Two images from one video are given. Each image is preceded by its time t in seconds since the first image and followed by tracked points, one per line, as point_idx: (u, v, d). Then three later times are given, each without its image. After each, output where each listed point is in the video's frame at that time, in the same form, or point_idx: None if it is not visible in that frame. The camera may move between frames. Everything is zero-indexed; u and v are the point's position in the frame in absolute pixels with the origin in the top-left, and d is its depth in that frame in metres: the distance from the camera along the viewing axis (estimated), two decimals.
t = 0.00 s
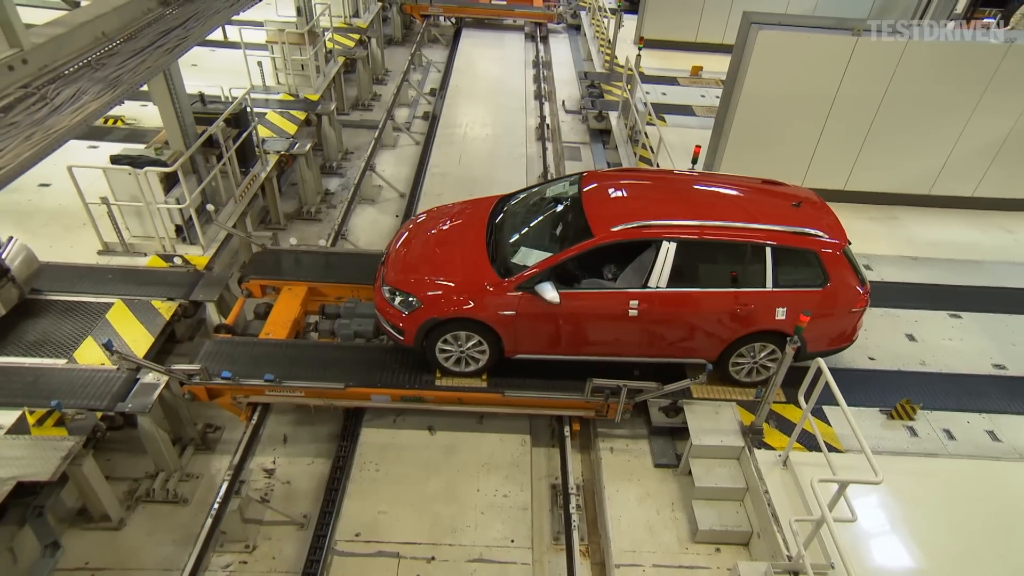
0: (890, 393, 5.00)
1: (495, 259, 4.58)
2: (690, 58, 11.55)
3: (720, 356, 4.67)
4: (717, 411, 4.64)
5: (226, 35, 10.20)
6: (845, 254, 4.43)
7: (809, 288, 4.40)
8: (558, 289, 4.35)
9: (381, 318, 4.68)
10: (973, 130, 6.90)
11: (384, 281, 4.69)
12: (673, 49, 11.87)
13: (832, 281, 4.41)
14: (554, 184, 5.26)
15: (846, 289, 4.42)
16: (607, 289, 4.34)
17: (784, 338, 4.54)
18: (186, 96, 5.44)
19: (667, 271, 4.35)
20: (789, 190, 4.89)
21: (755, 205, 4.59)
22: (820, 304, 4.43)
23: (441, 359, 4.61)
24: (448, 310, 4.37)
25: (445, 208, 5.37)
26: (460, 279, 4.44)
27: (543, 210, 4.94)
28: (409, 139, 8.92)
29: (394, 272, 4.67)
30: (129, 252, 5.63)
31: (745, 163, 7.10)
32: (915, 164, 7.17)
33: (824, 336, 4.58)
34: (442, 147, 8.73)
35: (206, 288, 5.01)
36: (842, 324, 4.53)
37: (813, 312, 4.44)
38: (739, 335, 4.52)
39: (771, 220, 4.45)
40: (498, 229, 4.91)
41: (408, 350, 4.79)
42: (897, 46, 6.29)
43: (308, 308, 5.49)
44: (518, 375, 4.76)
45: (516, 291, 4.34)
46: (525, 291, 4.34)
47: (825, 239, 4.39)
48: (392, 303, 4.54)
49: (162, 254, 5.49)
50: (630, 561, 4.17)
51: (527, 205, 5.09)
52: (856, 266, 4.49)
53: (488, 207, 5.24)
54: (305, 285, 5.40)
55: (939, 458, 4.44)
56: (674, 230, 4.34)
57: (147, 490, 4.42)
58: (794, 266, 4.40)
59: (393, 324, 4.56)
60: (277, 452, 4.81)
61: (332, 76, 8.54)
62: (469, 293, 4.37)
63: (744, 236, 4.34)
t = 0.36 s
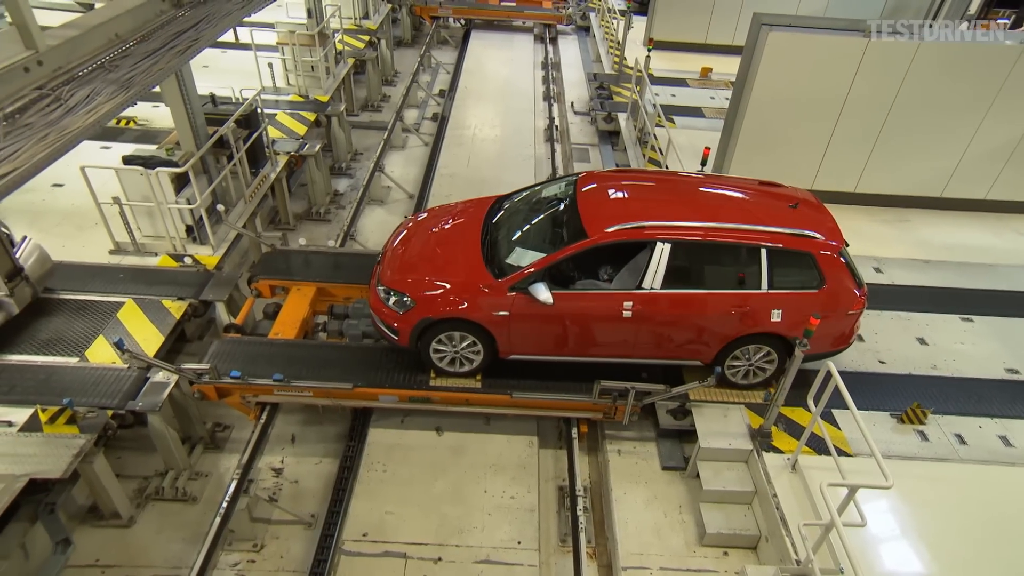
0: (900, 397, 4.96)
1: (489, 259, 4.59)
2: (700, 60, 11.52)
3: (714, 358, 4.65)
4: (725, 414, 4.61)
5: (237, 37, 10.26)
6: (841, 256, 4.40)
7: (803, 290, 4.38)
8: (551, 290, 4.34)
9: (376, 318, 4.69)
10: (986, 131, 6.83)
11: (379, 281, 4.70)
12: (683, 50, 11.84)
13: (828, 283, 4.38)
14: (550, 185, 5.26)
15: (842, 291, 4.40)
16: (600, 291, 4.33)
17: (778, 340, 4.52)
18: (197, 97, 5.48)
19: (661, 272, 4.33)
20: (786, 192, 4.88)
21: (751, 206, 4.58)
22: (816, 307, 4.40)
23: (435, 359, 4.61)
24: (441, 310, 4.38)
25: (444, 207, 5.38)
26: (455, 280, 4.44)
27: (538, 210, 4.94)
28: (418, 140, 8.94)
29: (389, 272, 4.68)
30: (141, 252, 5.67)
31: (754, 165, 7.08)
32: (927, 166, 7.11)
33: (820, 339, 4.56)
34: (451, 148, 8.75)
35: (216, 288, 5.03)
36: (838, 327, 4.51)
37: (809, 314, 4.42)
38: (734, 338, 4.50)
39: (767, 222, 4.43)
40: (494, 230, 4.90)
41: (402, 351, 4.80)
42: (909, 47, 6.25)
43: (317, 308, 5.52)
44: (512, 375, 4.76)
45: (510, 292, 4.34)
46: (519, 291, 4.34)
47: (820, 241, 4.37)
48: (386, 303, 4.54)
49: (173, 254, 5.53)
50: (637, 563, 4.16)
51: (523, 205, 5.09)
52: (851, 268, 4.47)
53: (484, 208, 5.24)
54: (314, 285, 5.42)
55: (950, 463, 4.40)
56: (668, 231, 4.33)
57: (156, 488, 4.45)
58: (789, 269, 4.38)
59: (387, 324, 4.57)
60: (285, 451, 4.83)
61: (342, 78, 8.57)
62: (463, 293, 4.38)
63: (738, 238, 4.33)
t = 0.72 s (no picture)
0: (907, 401, 4.93)
1: (480, 257, 4.58)
2: (708, 60, 11.48)
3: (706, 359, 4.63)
4: (730, 416, 4.60)
5: (246, 34, 10.29)
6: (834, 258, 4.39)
7: (796, 291, 4.36)
8: (541, 289, 4.34)
9: (367, 315, 4.69)
10: (996, 134, 6.78)
11: (371, 279, 4.70)
12: (691, 51, 11.80)
13: (821, 285, 4.36)
14: (543, 184, 5.25)
15: (835, 293, 4.38)
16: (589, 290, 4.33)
17: (769, 341, 4.51)
18: (206, 94, 5.50)
19: (652, 273, 4.32)
20: (781, 192, 4.86)
21: (745, 207, 4.56)
22: (809, 308, 4.38)
23: (426, 357, 4.61)
24: (432, 308, 4.38)
25: (439, 205, 5.38)
26: (446, 277, 4.44)
27: (531, 209, 4.93)
28: (424, 138, 8.94)
29: (382, 270, 4.68)
30: (148, 248, 5.71)
31: (762, 167, 7.05)
32: (936, 168, 7.07)
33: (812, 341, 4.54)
34: (458, 147, 8.75)
35: (222, 285, 5.02)
36: (831, 329, 4.49)
37: (801, 316, 4.40)
38: (726, 339, 4.48)
39: (760, 223, 4.42)
40: (486, 228, 4.90)
41: (394, 348, 4.80)
42: (919, 50, 6.21)
43: (322, 306, 5.52)
44: (504, 374, 4.76)
45: (501, 290, 4.34)
46: (510, 290, 4.34)
47: (813, 242, 4.35)
48: (378, 300, 4.54)
49: (180, 250, 5.55)
50: (640, 564, 4.16)
51: (516, 204, 5.08)
52: (844, 270, 4.45)
53: (478, 206, 5.24)
54: (319, 283, 5.42)
55: (957, 468, 4.38)
56: (660, 231, 4.33)
57: (162, 483, 4.46)
58: (782, 270, 4.37)
59: (379, 322, 4.57)
60: (289, 448, 4.85)
61: (349, 76, 8.58)
62: (454, 292, 4.37)
63: (730, 239, 4.31)
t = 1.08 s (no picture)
0: (914, 405, 4.90)
1: (472, 256, 4.58)
2: (716, 61, 11.44)
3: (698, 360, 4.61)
4: (736, 418, 4.59)
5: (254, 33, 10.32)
6: (828, 260, 4.37)
7: (789, 293, 4.35)
8: (532, 288, 4.33)
9: (360, 313, 4.69)
10: (1007, 137, 6.73)
11: (363, 277, 4.69)
12: (699, 51, 11.78)
13: (814, 287, 4.35)
14: (537, 183, 5.24)
15: (828, 294, 4.37)
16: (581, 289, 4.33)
17: (762, 342, 4.50)
18: (214, 93, 5.51)
19: (644, 272, 4.31)
20: (775, 193, 4.85)
21: (739, 207, 4.56)
22: (802, 310, 4.37)
23: (418, 355, 4.61)
24: (423, 306, 4.38)
25: (434, 204, 5.37)
26: (438, 276, 4.44)
27: (524, 209, 4.92)
28: (431, 138, 8.94)
29: (374, 268, 4.67)
30: (156, 245, 5.71)
31: (769, 168, 7.03)
32: (945, 171, 7.02)
33: (804, 342, 4.52)
34: (465, 147, 8.76)
35: (230, 283, 5.06)
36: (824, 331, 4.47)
37: (794, 317, 4.39)
38: (718, 339, 4.47)
39: (753, 223, 4.41)
40: (479, 227, 4.89)
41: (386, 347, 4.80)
42: (929, 52, 6.19)
43: (328, 305, 5.54)
44: (496, 373, 4.76)
45: (493, 289, 4.34)
46: (501, 289, 4.34)
47: (807, 244, 4.33)
48: (370, 298, 4.54)
49: (187, 248, 5.55)
50: (644, 566, 4.15)
51: (510, 203, 5.08)
52: (838, 272, 4.43)
53: (472, 205, 5.23)
54: (326, 281, 5.42)
55: (965, 473, 4.35)
56: (652, 231, 4.31)
57: (167, 480, 4.49)
58: (775, 271, 4.35)
59: (371, 320, 4.56)
60: (295, 446, 4.86)
61: (357, 75, 8.59)
62: (447, 290, 4.37)
63: (723, 240, 4.30)
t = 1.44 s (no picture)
0: (926, 407, 4.81)
1: (463, 253, 4.51)
2: (725, 56, 11.33)
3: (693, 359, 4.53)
4: (743, 419, 4.51)
5: (257, 27, 10.25)
6: (825, 258, 4.28)
7: (784, 292, 4.26)
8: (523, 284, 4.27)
9: (350, 310, 4.63)
10: None
11: (353, 273, 4.63)
12: (708, 46, 11.66)
13: (809, 286, 4.26)
14: (531, 178, 5.15)
15: (824, 294, 4.28)
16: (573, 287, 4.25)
17: (756, 342, 4.41)
18: (216, 87, 5.46)
19: (636, 270, 4.24)
20: (773, 190, 4.76)
21: (734, 205, 4.47)
22: (798, 309, 4.29)
23: (408, 353, 4.55)
24: (411, 304, 4.32)
25: (427, 199, 5.30)
26: (427, 273, 4.37)
27: (516, 205, 4.84)
28: (436, 134, 8.87)
29: (364, 264, 4.61)
30: (157, 242, 5.63)
31: (779, 165, 6.93)
32: (959, 169, 6.90)
33: (800, 342, 4.44)
34: (470, 143, 8.68)
35: (232, 280, 5.01)
36: (821, 331, 4.38)
37: (790, 316, 4.30)
38: (712, 339, 4.39)
39: (748, 221, 4.32)
40: (471, 224, 4.82)
41: (376, 345, 4.73)
42: (944, 46, 6.07)
43: (331, 303, 5.48)
44: (487, 371, 4.68)
45: (482, 287, 4.27)
46: (490, 287, 4.27)
47: (803, 242, 4.25)
48: (360, 295, 4.48)
49: (188, 245, 5.49)
50: (650, 570, 4.08)
51: (504, 198, 5.00)
52: (835, 271, 4.34)
53: (465, 201, 5.15)
54: (329, 279, 5.36)
55: (979, 477, 4.26)
56: (644, 228, 4.24)
57: (168, 479, 4.44)
58: (770, 270, 4.27)
59: (361, 317, 4.50)
60: (296, 445, 4.80)
61: (361, 69, 8.51)
62: (437, 287, 4.31)
63: (717, 237, 4.22)
